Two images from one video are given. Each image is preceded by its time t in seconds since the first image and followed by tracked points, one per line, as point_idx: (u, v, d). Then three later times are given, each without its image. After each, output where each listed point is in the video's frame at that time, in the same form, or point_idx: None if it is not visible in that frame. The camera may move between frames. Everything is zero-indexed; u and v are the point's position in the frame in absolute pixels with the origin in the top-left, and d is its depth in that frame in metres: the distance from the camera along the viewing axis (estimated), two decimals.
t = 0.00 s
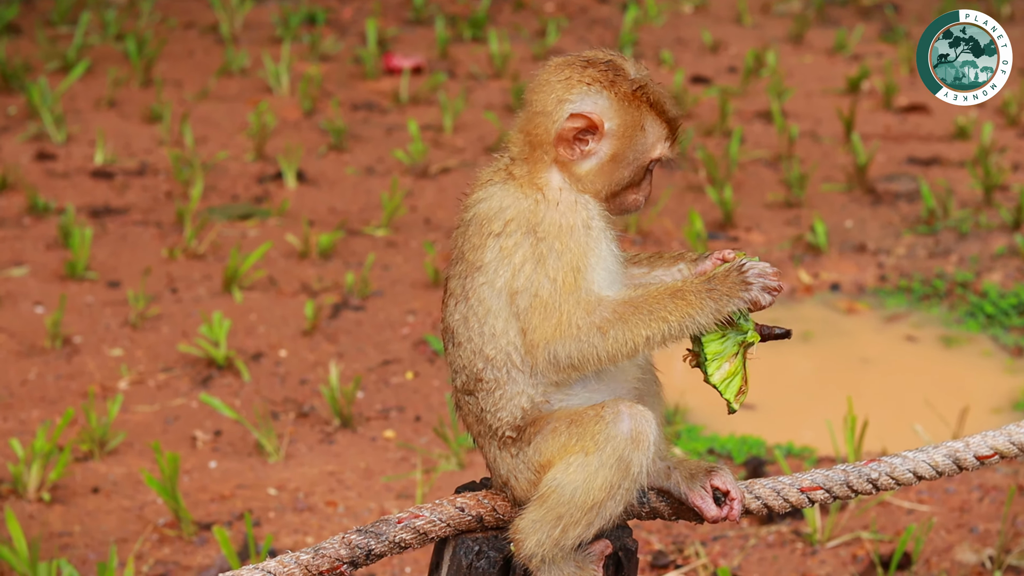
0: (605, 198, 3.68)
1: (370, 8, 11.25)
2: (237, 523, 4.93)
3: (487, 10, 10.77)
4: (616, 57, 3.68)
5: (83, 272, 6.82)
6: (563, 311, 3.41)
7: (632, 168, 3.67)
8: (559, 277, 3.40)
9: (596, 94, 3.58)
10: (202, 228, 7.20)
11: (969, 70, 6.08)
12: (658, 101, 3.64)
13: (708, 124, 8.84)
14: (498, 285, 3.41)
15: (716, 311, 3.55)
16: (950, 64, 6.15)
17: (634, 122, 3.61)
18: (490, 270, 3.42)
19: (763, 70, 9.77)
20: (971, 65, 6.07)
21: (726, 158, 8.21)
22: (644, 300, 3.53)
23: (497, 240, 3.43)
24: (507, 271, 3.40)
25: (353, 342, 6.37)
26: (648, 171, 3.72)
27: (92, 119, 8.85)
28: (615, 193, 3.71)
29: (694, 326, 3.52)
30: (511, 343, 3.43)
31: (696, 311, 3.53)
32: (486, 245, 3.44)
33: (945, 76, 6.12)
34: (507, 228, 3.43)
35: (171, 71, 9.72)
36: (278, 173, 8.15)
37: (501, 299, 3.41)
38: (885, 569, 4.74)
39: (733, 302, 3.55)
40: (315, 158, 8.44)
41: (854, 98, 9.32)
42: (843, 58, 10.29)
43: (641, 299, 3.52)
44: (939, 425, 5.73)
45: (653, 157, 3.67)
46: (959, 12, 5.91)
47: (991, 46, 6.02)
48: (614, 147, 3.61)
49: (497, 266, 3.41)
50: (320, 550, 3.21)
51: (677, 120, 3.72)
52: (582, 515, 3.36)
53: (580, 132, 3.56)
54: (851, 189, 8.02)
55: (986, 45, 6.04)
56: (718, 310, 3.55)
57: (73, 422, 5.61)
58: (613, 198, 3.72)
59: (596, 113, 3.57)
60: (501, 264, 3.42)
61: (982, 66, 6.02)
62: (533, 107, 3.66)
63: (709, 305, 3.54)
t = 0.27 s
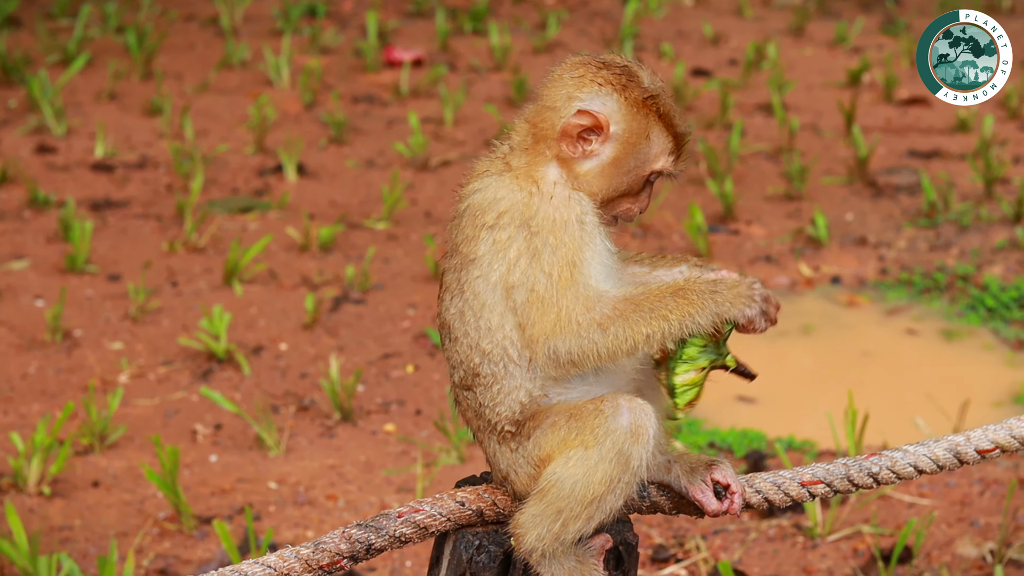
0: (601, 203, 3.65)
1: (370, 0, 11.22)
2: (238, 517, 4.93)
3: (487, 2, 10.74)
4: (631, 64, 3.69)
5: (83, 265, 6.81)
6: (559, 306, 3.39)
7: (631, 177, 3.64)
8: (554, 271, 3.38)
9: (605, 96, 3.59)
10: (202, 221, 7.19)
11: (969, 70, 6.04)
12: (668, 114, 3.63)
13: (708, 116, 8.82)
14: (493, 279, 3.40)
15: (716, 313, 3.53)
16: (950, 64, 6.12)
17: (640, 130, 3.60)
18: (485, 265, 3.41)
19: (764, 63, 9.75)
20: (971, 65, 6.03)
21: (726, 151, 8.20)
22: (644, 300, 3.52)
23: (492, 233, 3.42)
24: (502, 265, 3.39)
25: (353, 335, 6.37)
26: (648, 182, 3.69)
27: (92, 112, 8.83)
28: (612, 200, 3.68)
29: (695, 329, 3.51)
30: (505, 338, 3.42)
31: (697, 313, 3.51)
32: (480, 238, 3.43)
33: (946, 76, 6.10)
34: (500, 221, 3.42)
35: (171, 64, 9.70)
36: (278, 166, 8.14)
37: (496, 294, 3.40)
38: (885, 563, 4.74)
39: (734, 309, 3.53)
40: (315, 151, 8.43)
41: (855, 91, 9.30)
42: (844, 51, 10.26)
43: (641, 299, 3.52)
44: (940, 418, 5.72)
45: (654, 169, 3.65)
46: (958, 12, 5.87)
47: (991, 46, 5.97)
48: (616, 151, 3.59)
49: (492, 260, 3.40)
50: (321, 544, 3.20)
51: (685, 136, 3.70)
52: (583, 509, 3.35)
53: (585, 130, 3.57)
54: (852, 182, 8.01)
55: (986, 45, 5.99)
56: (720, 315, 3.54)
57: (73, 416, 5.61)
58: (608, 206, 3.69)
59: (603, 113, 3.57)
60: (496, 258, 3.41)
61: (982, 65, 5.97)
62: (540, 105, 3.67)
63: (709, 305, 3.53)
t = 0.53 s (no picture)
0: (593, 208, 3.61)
1: None
2: (237, 514, 4.93)
3: None
4: (635, 70, 3.67)
5: (82, 262, 6.81)
6: (553, 304, 3.38)
7: (626, 184, 3.61)
8: (548, 268, 3.38)
9: (608, 101, 3.57)
10: (201, 218, 7.19)
11: (970, 70, 6.03)
12: (669, 125, 3.60)
13: (708, 113, 8.82)
14: (486, 275, 3.39)
15: (713, 327, 3.50)
16: (951, 64, 6.11)
17: (640, 139, 3.58)
18: (478, 260, 3.41)
19: (764, 60, 9.74)
20: (972, 65, 6.02)
21: (726, 148, 8.19)
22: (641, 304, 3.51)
23: (485, 229, 3.42)
24: (496, 261, 3.39)
25: (352, 332, 6.36)
26: (642, 190, 3.66)
27: (91, 109, 8.83)
28: (604, 206, 3.64)
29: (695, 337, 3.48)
30: (499, 334, 3.41)
31: (698, 321, 3.49)
32: (473, 233, 3.43)
33: (947, 76, 6.11)
34: (492, 217, 3.42)
35: (171, 61, 9.69)
36: (277, 163, 8.13)
37: (489, 290, 3.39)
38: (885, 559, 4.74)
39: (730, 325, 3.51)
40: (315, 147, 8.42)
41: (854, 87, 9.29)
42: (843, 47, 10.26)
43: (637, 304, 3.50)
44: (939, 415, 5.72)
45: (648, 180, 3.63)
46: (958, 12, 5.86)
47: (991, 46, 5.95)
48: (614, 157, 3.57)
49: (485, 255, 3.40)
50: (319, 541, 3.20)
51: (683, 149, 3.68)
52: (577, 505, 3.36)
53: (585, 133, 3.55)
54: (852, 178, 8.00)
55: (986, 45, 5.98)
56: (718, 327, 3.51)
57: (72, 412, 5.61)
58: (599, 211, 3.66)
59: (605, 118, 3.55)
60: (489, 254, 3.40)
61: (982, 66, 5.96)
62: (542, 105, 3.65)
63: (707, 318, 3.50)
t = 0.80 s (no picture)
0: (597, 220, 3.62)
1: None
2: (238, 516, 4.93)
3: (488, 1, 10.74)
4: (652, 88, 3.70)
5: (83, 264, 6.81)
6: (554, 310, 3.38)
7: (632, 200, 3.63)
8: (550, 274, 3.38)
9: (623, 114, 3.58)
10: (203, 220, 7.19)
11: (969, 70, 6.03)
12: (679, 145, 3.64)
13: (709, 115, 8.82)
14: (486, 277, 3.39)
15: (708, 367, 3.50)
16: (950, 63, 6.11)
17: (651, 156, 3.60)
18: (479, 261, 3.41)
19: (765, 61, 9.74)
20: (971, 64, 6.01)
21: (727, 150, 8.19)
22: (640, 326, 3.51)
23: (488, 230, 3.43)
24: (498, 263, 3.39)
25: (354, 334, 6.37)
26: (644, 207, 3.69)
27: (93, 111, 8.83)
28: (604, 220, 3.65)
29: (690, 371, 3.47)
30: (497, 337, 3.41)
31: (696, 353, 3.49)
32: (476, 234, 3.44)
33: (947, 75, 6.10)
34: (496, 218, 3.43)
35: (172, 63, 9.70)
36: (279, 165, 8.14)
37: (489, 292, 3.39)
38: (886, 561, 4.73)
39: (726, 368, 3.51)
40: (316, 149, 8.43)
41: (856, 89, 9.29)
42: (845, 49, 10.26)
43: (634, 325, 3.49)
44: (941, 417, 5.72)
45: (654, 196, 3.65)
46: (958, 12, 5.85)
47: (991, 45, 5.95)
48: (624, 172, 3.58)
49: (487, 256, 3.40)
50: (321, 543, 3.20)
51: (688, 170, 3.72)
52: (576, 507, 3.35)
53: (598, 145, 3.56)
54: (853, 180, 8.00)
55: (986, 45, 5.97)
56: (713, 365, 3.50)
57: (74, 414, 5.61)
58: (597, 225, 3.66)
59: (619, 132, 3.57)
60: (490, 255, 3.41)
61: (982, 65, 5.96)
62: (555, 113, 3.67)
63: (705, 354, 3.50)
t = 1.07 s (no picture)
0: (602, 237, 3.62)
1: None
2: (238, 512, 4.93)
3: None
4: (676, 112, 3.70)
5: (83, 260, 6.81)
6: (558, 318, 3.38)
7: (640, 221, 3.64)
8: (556, 283, 3.39)
9: (643, 136, 3.59)
10: (203, 215, 7.18)
11: (969, 70, 6.02)
12: (694, 174, 3.64)
13: (709, 110, 8.81)
14: (491, 277, 3.40)
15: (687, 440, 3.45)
16: (950, 63, 6.10)
17: (665, 182, 3.60)
18: (483, 260, 3.42)
19: (766, 57, 9.73)
20: (971, 65, 6.01)
21: (728, 145, 8.18)
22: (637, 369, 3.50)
23: (496, 231, 3.44)
24: (503, 265, 3.40)
25: (354, 330, 6.36)
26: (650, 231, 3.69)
27: (92, 106, 8.82)
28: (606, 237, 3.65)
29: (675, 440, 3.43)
30: (499, 337, 3.41)
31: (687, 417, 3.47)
32: (483, 232, 3.45)
33: (946, 76, 6.09)
34: (504, 220, 3.45)
35: (172, 58, 9.69)
36: (279, 160, 8.13)
37: (492, 292, 3.40)
38: (886, 556, 4.74)
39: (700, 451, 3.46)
40: (316, 144, 8.42)
41: (856, 84, 9.28)
42: (845, 44, 10.25)
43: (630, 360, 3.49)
44: (942, 413, 5.71)
45: (662, 222, 3.66)
46: (958, 12, 5.84)
47: (991, 46, 5.95)
48: (635, 194, 3.59)
49: (493, 256, 3.41)
50: (321, 540, 3.20)
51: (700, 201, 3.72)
52: (575, 505, 3.35)
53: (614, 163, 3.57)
54: (854, 175, 7.99)
55: (986, 45, 5.97)
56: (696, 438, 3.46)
57: (74, 410, 5.61)
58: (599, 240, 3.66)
59: (637, 153, 3.58)
60: (496, 255, 3.42)
61: (982, 65, 5.95)
62: (577, 123, 3.69)
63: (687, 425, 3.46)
